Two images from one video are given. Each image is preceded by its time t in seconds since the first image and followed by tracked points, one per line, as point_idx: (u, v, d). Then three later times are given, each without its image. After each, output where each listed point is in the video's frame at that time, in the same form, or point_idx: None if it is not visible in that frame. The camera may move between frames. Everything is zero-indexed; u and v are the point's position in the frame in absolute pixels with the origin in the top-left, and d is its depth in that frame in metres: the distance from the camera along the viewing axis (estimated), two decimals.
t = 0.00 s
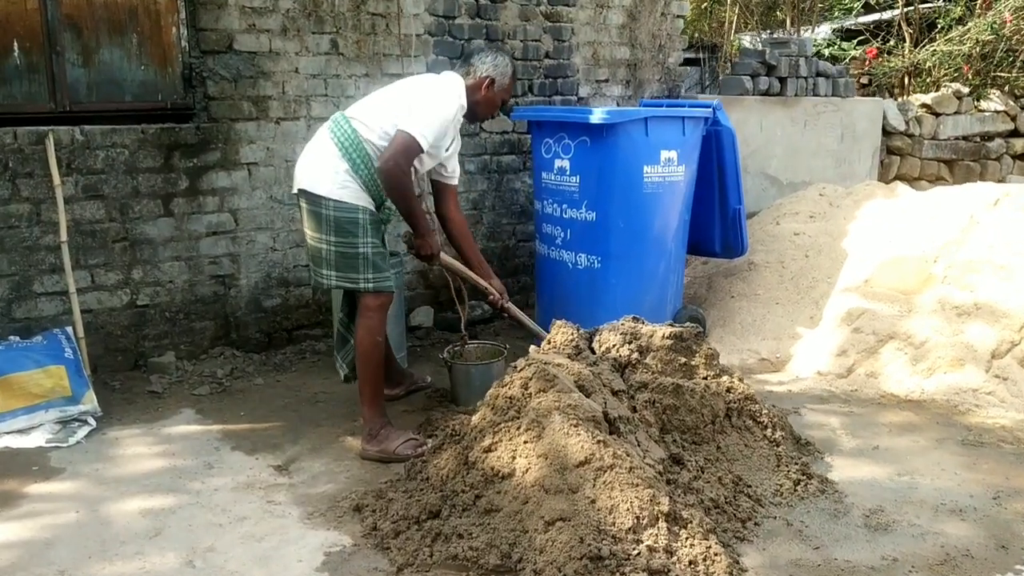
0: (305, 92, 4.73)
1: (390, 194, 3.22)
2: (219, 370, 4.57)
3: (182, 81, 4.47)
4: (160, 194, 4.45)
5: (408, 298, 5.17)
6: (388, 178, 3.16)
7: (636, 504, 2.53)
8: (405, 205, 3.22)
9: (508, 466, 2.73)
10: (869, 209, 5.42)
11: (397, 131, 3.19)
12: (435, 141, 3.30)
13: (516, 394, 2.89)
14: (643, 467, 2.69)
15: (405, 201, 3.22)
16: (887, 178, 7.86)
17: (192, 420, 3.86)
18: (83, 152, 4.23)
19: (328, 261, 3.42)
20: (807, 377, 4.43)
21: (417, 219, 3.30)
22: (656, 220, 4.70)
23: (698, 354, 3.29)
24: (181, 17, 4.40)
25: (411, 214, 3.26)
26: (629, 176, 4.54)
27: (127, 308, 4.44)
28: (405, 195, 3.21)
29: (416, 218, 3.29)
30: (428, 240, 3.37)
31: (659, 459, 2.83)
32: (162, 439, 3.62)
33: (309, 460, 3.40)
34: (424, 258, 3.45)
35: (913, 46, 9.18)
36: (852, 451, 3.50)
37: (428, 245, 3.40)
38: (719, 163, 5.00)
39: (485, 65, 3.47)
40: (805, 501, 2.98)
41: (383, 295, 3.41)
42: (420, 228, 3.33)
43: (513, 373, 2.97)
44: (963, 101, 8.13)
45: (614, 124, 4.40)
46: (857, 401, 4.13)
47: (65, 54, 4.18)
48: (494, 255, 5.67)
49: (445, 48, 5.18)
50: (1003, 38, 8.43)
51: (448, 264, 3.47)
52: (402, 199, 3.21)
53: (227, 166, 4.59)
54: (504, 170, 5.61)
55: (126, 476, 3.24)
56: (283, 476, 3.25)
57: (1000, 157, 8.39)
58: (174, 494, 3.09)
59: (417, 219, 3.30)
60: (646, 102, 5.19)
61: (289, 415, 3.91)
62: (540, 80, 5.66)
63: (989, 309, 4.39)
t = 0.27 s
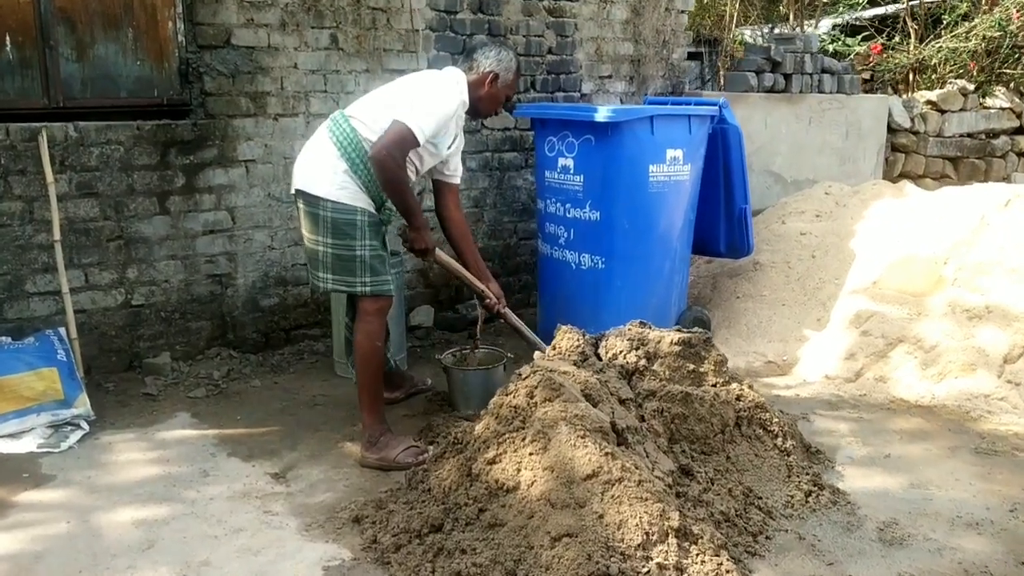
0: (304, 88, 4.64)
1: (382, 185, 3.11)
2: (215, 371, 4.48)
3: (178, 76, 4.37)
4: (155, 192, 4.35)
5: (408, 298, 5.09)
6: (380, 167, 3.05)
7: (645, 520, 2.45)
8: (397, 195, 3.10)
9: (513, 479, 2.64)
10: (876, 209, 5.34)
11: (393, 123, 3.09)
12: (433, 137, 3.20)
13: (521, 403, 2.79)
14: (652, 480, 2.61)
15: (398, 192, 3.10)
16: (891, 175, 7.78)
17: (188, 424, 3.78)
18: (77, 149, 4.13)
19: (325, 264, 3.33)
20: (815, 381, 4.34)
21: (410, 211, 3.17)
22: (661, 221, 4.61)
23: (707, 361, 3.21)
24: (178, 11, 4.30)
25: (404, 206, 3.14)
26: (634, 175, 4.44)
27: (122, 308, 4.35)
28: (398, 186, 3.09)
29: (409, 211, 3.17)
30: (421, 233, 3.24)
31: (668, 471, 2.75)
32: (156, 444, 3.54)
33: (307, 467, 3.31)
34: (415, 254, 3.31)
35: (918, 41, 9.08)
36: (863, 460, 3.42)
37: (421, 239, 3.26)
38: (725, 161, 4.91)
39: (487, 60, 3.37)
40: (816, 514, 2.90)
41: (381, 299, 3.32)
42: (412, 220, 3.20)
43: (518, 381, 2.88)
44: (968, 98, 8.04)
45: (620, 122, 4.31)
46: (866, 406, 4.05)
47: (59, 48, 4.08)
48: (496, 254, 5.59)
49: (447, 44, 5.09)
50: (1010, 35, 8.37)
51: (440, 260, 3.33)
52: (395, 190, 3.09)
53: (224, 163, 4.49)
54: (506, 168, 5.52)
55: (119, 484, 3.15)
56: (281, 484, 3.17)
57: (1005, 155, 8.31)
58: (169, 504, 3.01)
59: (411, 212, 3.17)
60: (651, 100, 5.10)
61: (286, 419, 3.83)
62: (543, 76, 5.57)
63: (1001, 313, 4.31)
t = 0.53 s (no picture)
0: (301, 76, 4.46)
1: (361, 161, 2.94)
2: (208, 370, 4.32)
3: (170, 63, 4.19)
4: (146, 183, 4.18)
5: (408, 293, 4.92)
6: (360, 140, 2.87)
7: (658, 539, 2.28)
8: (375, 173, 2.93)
9: (517, 494, 2.47)
10: (893, 204, 5.17)
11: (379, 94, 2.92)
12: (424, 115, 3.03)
13: (526, 412, 2.62)
14: (665, 496, 2.44)
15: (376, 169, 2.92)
16: (905, 168, 7.59)
17: (178, 426, 3.63)
18: (64, 138, 3.96)
19: (314, 259, 3.13)
20: (830, 383, 4.17)
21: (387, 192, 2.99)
22: (671, 216, 4.44)
23: (722, 365, 3.04)
24: None
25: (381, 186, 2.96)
26: (644, 168, 4.27)
27: (111, 304, 4.19)
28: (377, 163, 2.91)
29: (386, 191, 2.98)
30: (394, 219, 3.04)
31: (681, 485, 2.58)
32: (143, 448, 3.38)
33: (300, 475, 3.16)
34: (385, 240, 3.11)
35: (934, 31, 8.87)
36: (884, 469, 3.25)
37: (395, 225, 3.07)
38: (738, 154, 4.72)
39: (492, 43, 3.20)
40: (838, 529, 2.73)
41: (374, 298, 3.15)
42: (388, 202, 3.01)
43: (522, 387, 2.72)
44: (985, 89, 7.83)
45: (629, 112, 4.13)
46: (885, 411, 3.88)
47: (44, 33, 3.92)
48: (499, 248, 5.42)
49: (450, 30, 4.90)
50: None
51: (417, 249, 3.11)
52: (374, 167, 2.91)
53: (217, 153, 4.33)
54: (510, 159, 5.34)
55: (103, 493, 3.00)
56: (273, 493, 3.02)
57: (1021, 148, 8.11)
58: (154, 514, 2.86)
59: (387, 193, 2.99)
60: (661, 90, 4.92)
61: (280, 422, 3.67)
62: (549, 64, 5.39)
63: None
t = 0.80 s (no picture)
0: (302, 69, 4.28)
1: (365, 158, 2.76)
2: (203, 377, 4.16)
3: (165, 56, 4.02)
4: (139, 182, 4.02)
5: (412, 296, 4.75)
6: (365, 135, 2.68)
7: None
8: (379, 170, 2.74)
9: (523, 524, 2.28)
10: (918, 205, 4.96)
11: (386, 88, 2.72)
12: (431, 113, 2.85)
13: (533, 434, 2.44)
14: (683, 528, 2.25)
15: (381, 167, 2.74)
16: (926, 167, 7.37)
17: (169, 438, 3.46)
18: (53, 135, 3.80)
19: (309, 267, 2.97)
20: (853, 395, 3.98)
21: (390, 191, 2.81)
22: (687, 218, 4.25)
23: (742, 383, 2.85)
24: None
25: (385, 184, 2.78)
26: (659, 168, 4.08)
27: (103, 308, 4.03)
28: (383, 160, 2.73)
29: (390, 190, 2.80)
30: (395, 220, 2.87)
31: (700, 514, 2.39)
32: (132, 462, 3.22)
33: (296, 493, 2.99)
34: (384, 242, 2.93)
35: (956, 24, 8.63)
36: (913, 491, 3.06)
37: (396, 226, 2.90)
38: (757, 153, 4.52)
39: (500, 40, 3.01)
40: (866, 559, 2.54)
41: (372, 309, 2.97)
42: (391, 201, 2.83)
43: (531, 406, 2.54)
44: (1009, 85, 7.60)
45: (644, 110, 3.94)
46: (911, 426, 3.69)
47: (33, 25, 3.74)
48: (507, 249, 5.24)
49: (457, 23, 4.71)
50: None
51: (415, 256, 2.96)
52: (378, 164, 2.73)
53: (214, 151, 4.15)
54: (519, 157, 5.16)
55: (86, 512, 2.84)
56: (265, 514, 2.85)
57: None
58: (139, 537, 2.69)
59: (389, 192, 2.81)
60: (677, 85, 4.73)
61: (276, 434, 3.50)
62: (560, 58, 5.20)
63: None
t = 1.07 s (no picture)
0: (304, 59, 4.13)
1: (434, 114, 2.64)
2: (200, 377, 4.02)
3: (162, 44, 3.87)
4: (134, 175, 3.87)
5: (417, 294, 4.60)
6: (437, 93, 2.58)
7: None
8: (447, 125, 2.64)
9: (534, 549, 2.12)
10: (941, 203, 4.80)
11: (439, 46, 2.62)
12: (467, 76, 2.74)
13: (544, 451, 2.29)
14: (705, 553, 2.09)
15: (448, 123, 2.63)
16: (945, 162, 7.19)
17: (163, 443, 3.33)
18: (45, 126, 3.65)
19: (320, 267, 2.78)
20: (875, 402, 3.83)
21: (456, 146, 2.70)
22: (703, 215, 4.09)
23: (764, 395, 2.70)
24: None
25: (451, 140, 2.67)
26: (675, 164, 3.92)
27: (96, 305, 3.89)
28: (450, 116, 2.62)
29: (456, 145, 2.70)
30: (459, 174, 2.77)
31: (721, 537, 2.24)
32: (123, 470, 3.08)
33: (294, 505, 2.85)
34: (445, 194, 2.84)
35: (977, 15, 8.41)
36: (943, 509, 2.90)
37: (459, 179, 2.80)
38: (775, 149, 4.36)
39: (499, 5, 2.83)
40: None
41: (381, 311, 2.79)
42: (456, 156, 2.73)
43: (542, 420, 2.39)
44: None
45: (660, 103, 3.78)
46: (936, 436, 3.53)
47: (23, 11, 3.59)
48: (515, 245, 5.08)
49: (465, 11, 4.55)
50: None
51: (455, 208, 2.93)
52: (445, 120, 2.62)
53: (213, 142, 4.01)
54: (528, 150, 5.00)
55: (73, 524, 2.71)
56: (261, 528, 2.71)
57: None
58: (127, 552, 2.56)
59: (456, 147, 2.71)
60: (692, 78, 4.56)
61: (275, 440, 3.37)
62: (571, 48, 5.03)
63: None
